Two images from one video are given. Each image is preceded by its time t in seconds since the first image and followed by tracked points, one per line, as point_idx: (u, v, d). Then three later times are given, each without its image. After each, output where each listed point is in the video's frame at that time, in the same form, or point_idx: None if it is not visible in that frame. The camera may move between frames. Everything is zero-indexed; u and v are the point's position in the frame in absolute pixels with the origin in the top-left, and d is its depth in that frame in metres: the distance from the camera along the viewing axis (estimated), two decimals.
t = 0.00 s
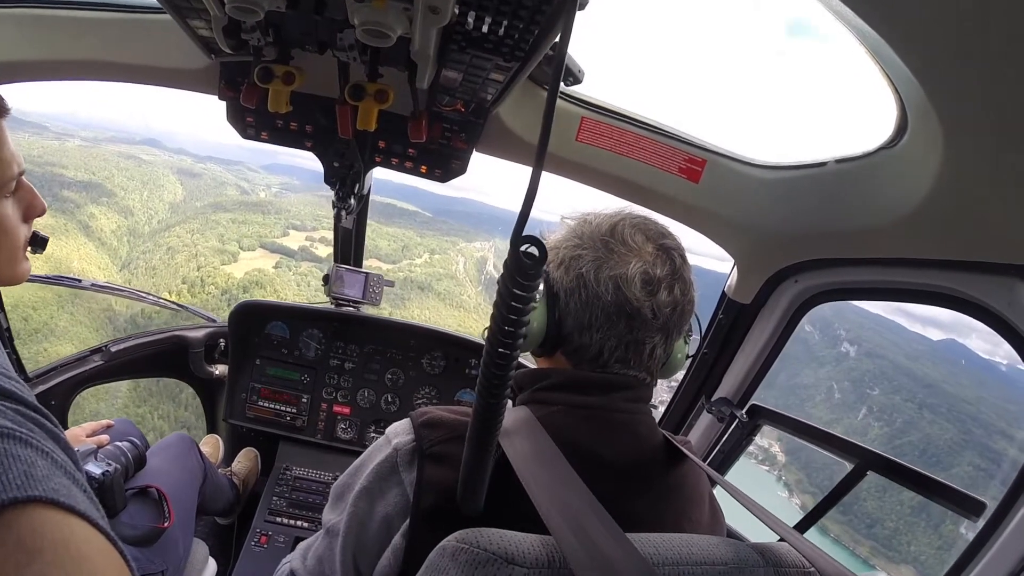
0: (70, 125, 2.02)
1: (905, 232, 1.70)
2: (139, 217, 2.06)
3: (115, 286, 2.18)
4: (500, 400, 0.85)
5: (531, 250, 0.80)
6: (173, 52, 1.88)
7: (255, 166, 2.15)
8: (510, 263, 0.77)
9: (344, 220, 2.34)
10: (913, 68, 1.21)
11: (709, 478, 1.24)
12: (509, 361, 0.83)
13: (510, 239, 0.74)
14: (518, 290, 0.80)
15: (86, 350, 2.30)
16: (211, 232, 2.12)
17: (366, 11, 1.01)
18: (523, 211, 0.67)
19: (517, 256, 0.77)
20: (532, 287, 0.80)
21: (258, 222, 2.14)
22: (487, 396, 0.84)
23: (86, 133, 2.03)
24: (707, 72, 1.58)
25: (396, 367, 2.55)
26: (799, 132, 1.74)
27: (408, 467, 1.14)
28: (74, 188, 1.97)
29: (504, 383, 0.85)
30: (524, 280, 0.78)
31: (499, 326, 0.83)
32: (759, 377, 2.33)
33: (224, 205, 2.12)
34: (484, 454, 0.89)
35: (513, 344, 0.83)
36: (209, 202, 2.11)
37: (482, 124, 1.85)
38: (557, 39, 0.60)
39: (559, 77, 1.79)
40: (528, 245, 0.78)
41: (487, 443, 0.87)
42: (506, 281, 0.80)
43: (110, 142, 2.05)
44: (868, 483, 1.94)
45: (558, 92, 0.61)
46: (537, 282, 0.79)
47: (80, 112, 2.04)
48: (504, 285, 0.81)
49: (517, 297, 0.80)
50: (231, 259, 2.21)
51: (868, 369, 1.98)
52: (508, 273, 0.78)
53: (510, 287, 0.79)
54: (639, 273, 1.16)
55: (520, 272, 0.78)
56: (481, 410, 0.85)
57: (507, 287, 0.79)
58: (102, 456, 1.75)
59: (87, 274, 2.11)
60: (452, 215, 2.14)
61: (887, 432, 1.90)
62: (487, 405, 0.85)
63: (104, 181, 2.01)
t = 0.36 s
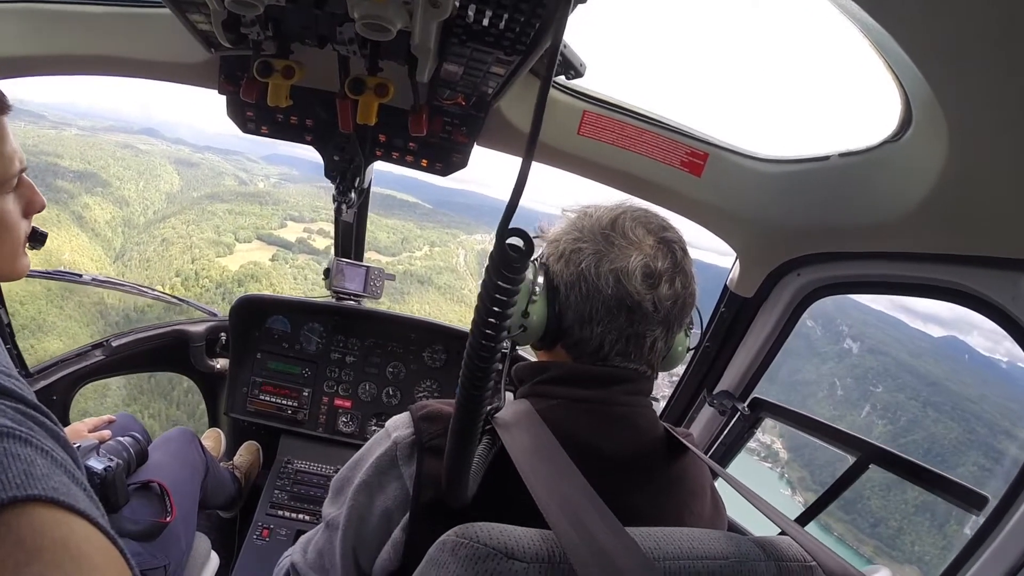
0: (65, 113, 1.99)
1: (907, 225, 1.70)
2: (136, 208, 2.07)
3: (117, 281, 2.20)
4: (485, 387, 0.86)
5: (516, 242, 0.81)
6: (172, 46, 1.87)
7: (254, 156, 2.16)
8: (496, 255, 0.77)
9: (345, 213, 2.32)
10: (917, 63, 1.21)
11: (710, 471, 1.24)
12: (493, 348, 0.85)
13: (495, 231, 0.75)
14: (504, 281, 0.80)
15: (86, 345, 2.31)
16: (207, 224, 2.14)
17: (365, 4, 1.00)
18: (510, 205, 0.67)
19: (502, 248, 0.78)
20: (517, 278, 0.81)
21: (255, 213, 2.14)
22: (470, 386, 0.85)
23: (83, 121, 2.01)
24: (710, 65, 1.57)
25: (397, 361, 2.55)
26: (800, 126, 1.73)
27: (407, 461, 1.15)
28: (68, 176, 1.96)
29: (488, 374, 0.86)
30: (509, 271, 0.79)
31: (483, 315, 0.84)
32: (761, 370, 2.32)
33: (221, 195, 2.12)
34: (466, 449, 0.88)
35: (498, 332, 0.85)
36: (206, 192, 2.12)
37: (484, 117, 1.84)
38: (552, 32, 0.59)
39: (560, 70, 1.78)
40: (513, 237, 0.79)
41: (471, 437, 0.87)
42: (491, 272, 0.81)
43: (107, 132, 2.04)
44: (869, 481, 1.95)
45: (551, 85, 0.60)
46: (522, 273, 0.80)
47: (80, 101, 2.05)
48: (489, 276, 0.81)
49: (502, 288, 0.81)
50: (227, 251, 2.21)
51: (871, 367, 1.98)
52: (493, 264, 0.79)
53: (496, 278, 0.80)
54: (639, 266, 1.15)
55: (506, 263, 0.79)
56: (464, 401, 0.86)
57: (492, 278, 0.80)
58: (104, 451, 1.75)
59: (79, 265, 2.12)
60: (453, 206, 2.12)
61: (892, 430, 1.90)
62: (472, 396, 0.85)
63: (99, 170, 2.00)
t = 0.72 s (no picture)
0: (64, 107, 1.99)
1: (906, 223, 1.69)
2: (134, 205, 2.07)
3: (116, 279, 2.20)
4: (502, 394, 0.83)
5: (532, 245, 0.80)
6: (171, 42, 1.86)
7: (255, 153, 2.15)
8: (509, 257, 0.76)
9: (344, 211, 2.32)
10: (918, 61, 1.20)
11: (709, 470, 1.24)
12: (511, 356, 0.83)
13: (509, 235, 0.73)
14: (519, 284, 0.79)
15: (86, 342, 2.30)
16: (206, 219, 2.11)
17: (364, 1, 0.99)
18: (523, 210, 0.65)
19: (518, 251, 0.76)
20: (534, 281, 0.79)
21: (253, 210, 2.13)
22: (488, 393, 0.83)
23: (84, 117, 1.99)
24: (710, 62, 1.56)
25: (396, 358, 2.55)
26: (802, 124, 1.72)
27: (408, 457, 1.14)
28: (65, 172, 1.95)
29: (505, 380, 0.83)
30: (524, 274, 0.78)
31: (499, 320, 0.82)
32: (759, 369, 2.32)
33: (220, 193, 2.11)
34: (485, 450, 0.87)
35: (514, 338, 0.82)
36: (205, 189, 2.10)
37: (483, 114, 1.82)
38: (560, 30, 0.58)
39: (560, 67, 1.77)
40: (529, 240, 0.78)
41: (488, 441, 0.86)
42: (507, 276, 0.79)
43: (108, 127, 2.02)
44: (873, 485, 1.95)
45: (560, 86, 0.60)
46: (538, 276, 0.79)
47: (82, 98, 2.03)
48: (504, 280, 0.80)
49: (518, 292, 0.79)
50: (226, 248, 2.19)
51: (875, 370, 1.96)
52: (508, 267, 0.78)
53: (511, 281, 0.79)
54: (644, 263, 1.15)
55: (521, 266, 0.77)
56: (481, 407, 0.84)
57: (507, 281, 0.79)
58: (103, 449, 1.75)
59: (73, 262, 2.11)
60: (456, 203, 2.10)
61: (896, 435, 1.88)
62: (489, 402, 0.84)
63: (97, 166, 2.00)
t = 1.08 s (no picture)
0: (72, 114, 2.00)
1: (906, 221, 1.70)
2: (136, 212, 2.07)
3: (114, 282, 2.17)
4: (489, 382, 0.84)
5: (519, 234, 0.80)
6: (169, 46, 1.86)
7: (261, 161, 2.17)
8: (499, 248, 0.75)
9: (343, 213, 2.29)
10: (914, 57, 1.20)
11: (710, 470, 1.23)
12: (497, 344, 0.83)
13: (497, 224, 0.73)
14: (506, 273, 0.79)
15: (86, 346, 2.30)
16: (209, 227, 2.13)
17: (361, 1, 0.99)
18: (508, 202, 0.65)
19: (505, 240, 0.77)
20: (521, 270, 0.79)
21: (256, 217, 2.15)
22: (475, 380, 0.84)
23: (89, 123, 2.00)
24: (707, 62, 1.56)
25: (396, 360, 2.55)
26: (799, 122, 1.73)
27: (407, 458, 1.14)
28: (65, 179, 1.95)
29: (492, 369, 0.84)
30: (512, 263, 0.78)
31: (487, 309, 0.83)
32: (759, 370, 2.33)
33: (225, 198, 2.14)
34: (472, 443, 0.87)
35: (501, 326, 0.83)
36: (208, 196, 2.13)
37: (480, 115, 1.82)
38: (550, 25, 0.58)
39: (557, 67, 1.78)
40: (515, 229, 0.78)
41: (476, 433, 0.86)
42: (493, 265, 0.79)
43: (112, 133, 2.03)
44: (887, 496, 1.89)
45: (548, 81, 0.60)
46: (525, 265, 0.79)
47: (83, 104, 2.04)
48: (492, 270, 0.80)
49: (506, 281, 0.80)
50: (227, 258, 2.22)
51: (882, 377, 1.92)
52: (496, 256, 0.78)
53: (499, 271, 0.79)
54: (644, 262, 1.16)
55: (509, 256, 0.77)
56: (469, 397, 0.84)
57: (495, 270, 0.79)
58: (104, 452, 1.75)
59: (71, 269, 2.09)
60: (463, 212, 2.13)
61: (910, 445, 1.83)
62: (476, 391, 0.84)
63: (99, 173, 2.01)
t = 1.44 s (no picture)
0: (78, 110, 2.00)
1: (906, 223, 1.70)
2: (136, 210, 2.08)
3: (114, 281, 2.18)
4: (499, 384, 0.84)
5: (530, 239, 0.80)
6: (169, 45, 1.86)
7: (265, 160, 2.18)
8: (510, 252, 0.75)
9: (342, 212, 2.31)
10: (914, 58, 1.20)
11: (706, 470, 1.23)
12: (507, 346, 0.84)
13: (507, 229, 0.73)
14: (516, 278, 0.79)
15: (85, 345, 2.31)
16: (211, 226, 2.14)
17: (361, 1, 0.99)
18: (518, 207, 0.66)
19: (516, 245, 0.77)
20: (531, 275, 0.79)
21: (258, 215, 2.16)
22: (486, 383, 0.84)
23: (92, 119, 2.00)
24: (707, 62, 1.56)
25: (395, 359, 2.55)
26: (798, 123, 1.73)
27: (404, 458, 1.14)
28: (66, 175, 1.95)
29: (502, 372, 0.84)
30: (522, 268, 0.78)
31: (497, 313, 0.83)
32: (757, 372, 2.34)
33: (227, 196, 2.14)
34: (481, 446, 0.87)
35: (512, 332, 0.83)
36: (210, 194, 2.13)
37: (479, 115, 1.81)
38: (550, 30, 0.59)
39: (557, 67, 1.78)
40: (527, 234, 0.78)
41: (484, 436, 0.86)
42: (504, 269, 0.79)
43: (117, 130, 2.03)
44: (895, 506, 1.87)
45: (553, 85, 0.60)
46: (535, 271, 0.79)
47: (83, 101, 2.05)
48: (503, 273, 0.80)
49: (515, 286, 0.80)
50: (228, 257, 2.22)
51: (887, 383, 1.90)
52: (506, 260, 0.78)
53: (509, 275, 0.79)
54: (644, 263, 1.16)
55: (520, 261, 0.77)
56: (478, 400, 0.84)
57: (505, 274, 0.79)
58: (102, 451, 1.75)
59: (68, 266, 2.10)
60: (468, 213, 2.14)
61: (919, 455, 1.80)
62: (485, 394, 0.84)
63: (100, 170, 2.01)
